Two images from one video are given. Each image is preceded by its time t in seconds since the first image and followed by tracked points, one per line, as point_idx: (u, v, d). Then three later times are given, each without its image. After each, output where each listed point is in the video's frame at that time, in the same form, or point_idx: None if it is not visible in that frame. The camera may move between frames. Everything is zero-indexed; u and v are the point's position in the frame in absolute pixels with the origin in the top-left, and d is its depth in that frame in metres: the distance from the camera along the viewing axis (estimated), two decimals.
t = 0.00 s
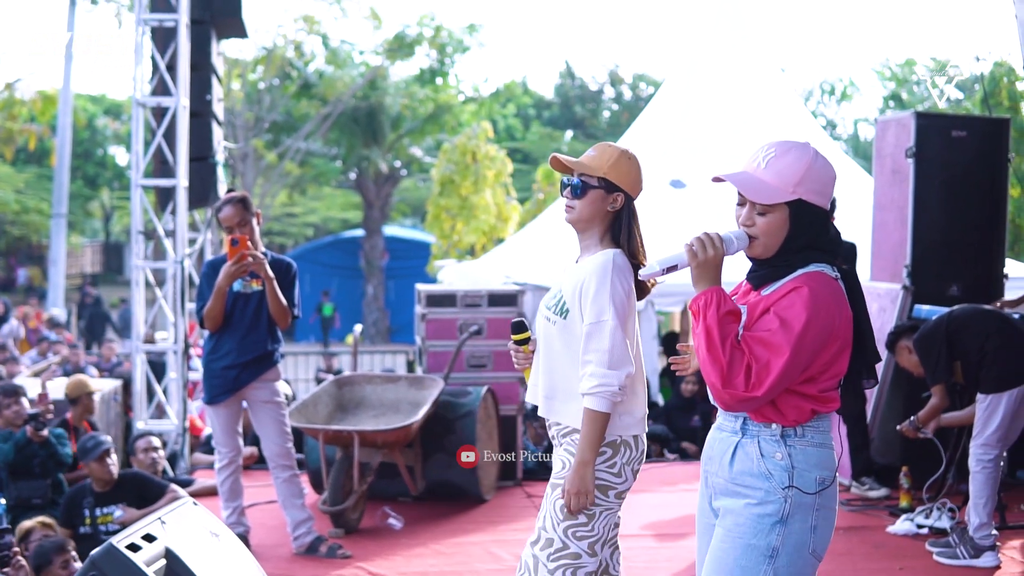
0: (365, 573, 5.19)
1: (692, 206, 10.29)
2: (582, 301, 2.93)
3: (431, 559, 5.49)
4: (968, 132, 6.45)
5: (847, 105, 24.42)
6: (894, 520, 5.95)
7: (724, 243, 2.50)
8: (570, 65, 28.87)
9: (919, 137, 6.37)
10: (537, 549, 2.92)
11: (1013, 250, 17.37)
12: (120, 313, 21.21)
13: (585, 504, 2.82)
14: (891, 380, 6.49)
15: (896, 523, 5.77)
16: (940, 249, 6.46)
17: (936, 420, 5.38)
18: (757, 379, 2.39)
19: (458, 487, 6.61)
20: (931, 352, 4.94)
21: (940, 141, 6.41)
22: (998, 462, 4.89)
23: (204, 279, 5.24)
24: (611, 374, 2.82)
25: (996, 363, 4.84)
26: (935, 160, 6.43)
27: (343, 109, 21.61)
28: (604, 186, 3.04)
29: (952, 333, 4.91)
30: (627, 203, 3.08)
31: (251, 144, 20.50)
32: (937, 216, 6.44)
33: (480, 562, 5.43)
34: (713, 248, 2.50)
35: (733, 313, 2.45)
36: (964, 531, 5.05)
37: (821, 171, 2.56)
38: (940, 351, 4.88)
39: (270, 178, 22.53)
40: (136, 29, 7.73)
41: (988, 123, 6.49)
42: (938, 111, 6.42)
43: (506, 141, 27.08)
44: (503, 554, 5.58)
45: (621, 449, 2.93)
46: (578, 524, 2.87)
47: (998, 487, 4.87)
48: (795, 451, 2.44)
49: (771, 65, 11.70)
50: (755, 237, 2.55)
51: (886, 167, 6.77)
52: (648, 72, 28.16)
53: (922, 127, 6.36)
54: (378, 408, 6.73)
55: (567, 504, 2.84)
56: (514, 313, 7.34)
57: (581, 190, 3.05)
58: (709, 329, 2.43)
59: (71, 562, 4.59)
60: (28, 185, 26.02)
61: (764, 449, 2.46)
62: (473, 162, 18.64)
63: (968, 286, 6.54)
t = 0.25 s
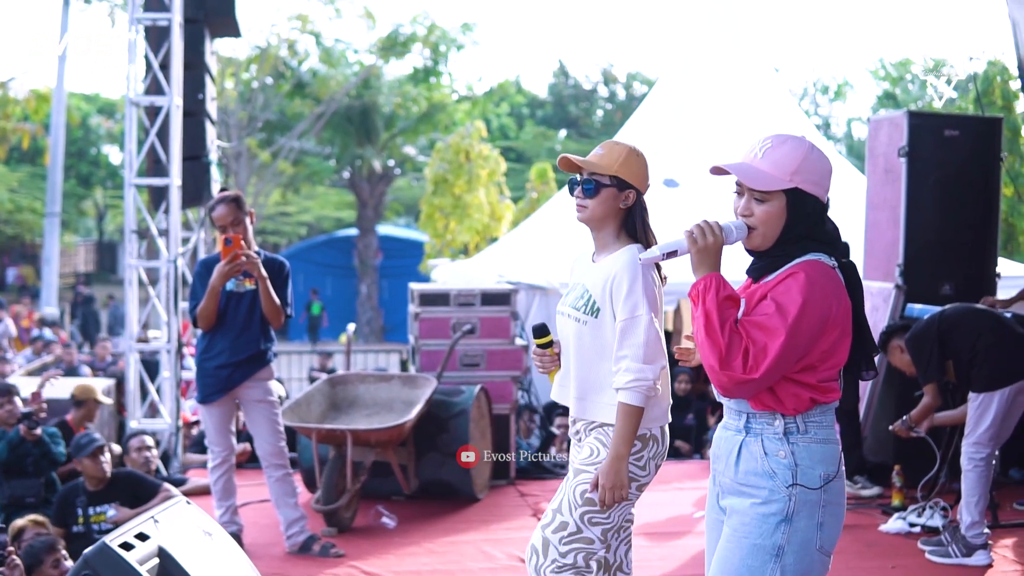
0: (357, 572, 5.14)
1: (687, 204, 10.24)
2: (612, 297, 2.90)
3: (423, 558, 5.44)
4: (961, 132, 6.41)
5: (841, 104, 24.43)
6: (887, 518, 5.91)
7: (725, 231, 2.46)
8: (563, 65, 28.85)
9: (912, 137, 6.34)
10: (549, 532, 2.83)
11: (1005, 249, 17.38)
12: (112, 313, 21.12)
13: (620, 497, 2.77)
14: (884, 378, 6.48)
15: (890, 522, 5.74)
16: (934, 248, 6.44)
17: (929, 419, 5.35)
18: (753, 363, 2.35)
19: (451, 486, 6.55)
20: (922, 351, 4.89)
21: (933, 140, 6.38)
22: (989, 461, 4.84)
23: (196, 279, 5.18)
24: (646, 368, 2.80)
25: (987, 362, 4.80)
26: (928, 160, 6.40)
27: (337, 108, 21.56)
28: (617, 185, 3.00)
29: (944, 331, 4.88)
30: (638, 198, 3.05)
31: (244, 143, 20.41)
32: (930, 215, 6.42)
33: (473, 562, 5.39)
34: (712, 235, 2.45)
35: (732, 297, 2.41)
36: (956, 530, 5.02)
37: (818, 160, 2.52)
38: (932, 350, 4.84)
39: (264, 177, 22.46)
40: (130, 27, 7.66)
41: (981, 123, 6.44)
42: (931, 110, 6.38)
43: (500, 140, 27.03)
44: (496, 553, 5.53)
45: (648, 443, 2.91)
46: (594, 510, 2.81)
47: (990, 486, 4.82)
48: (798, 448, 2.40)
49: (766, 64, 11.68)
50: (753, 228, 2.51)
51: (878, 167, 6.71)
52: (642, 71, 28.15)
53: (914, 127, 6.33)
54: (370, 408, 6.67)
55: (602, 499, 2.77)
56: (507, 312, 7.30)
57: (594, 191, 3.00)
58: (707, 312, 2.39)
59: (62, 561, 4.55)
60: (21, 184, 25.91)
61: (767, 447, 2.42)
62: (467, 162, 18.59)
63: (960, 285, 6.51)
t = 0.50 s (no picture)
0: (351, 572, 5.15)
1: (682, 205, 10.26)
2: (639, 297, 2.94)
3: (417, 558, 5.45)
4: (955, 132, 6.44)
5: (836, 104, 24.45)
6: (881, 519, 5.94)
7: (730, 231, 2.51)
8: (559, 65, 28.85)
9: (906, 137, 6.35)
10: (633, 560, 2.94)
11: (1000, 250, 17.41)
12: (107, 313, 21.09)
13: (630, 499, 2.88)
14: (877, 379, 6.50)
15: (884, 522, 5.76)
16: (928, 249, 6.45)
17: (924, 419, 5.37)
18: (757, 357, 2.36)
19: (445, 486, 6.56)
20: (917, 351, 4.93)
21: (927, 140, 6.40)
22: (984, 461, 4.85)
23: (191, 279, 5.18)
24: (660, 372, 2.85)
25: (981, 362, 4.83)
26: (922, 160, 6.42)
27: (332, 108, 21.54)
28: (653, 187, 3.07)
29: (938, 332, 4.90)
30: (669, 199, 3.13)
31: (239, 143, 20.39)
32: (925, 215, 6.43)
33: (467, 562, 5.40)
34: (718, 233, 2.51)
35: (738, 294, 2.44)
36: (950, 531, 5.05)
37: (827, 160, 2.53)
38: (926, 350, 4.88)
39: (259, 177, 22.44)
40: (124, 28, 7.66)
41: (974, 124, 6.48)
42: (925, 111, 6.40)
43: (495, 140, 27.03)
44: (490, 553, 5.55)
45: (676, 445, 3.04)
46: (659, 524, 2.97)
47: (984, 486, 4.83)
48: (808, 456, 2.40)
49: (760, 64, 11.70)
50: (761, 227, 2.53)
51: (873, 167, 6.72)
52: (637, 71, 28.17)
53: (909, 127, 6.34)
54: (365, 408, 6.68)
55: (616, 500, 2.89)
56: (501, 312, 7.33)
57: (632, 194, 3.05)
58: (712, 308, 2.42)
59: (57, 562, 4.55)
60: (16, 185, 25.88)
61: (778, 456, 2.43)
62: (461, 162, 18.59)
63: (954, 285, 6.54)
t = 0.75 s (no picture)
0: (344, 571, 5.16)
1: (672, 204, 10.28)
2: (704, 293, 2.99)
3: (409, 557, 5.46)
4: (947, 131, 6.48)
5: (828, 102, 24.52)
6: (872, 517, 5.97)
7: (759, 224, 2.45)
8: (551, 64, 28.88)
9: (898, 136, 6.38)
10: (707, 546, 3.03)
11: (991, 248, 17.50)
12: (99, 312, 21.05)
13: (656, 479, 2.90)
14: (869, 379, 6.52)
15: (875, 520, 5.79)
16: (920, 247, 6.48)
17: (915, 418, 5.40)
18: (798, 354, 2.29)
19: (437, 485, 6.58)
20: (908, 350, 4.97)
21: (919, 138, 6.43)
22: (975, 459, 4.86)
23: (184, 278, 5.18)
24: (728, 365, 2.92)
25: (971, 361, 4.85)
26: (914, 159, 6.44)
27: (325, 107, 21.53)
28: (702, 184, 3.10)
29: (929, 330, 4.94)
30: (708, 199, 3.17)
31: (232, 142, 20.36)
32: (917, 214, 6.46)
33: (459, 560, 5.41)
34: (748, 226, 2.45)
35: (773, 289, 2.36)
36: (941, 530, 5.08)
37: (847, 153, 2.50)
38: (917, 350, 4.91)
39: (251, 176, 22.41)
40: (117, 26, 7.64)
41: (965, 123, 6.52)
42: (916, 110, 6.43)
43: (487, 139, 27.06)
44: (482, 552, 5.56)
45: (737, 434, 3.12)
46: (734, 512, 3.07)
47: (976, 484, 4.84)
48: (839, 448, 2.34)
49: (752, 64, 11.73)
50: (785, 220, 2.48)
51: (864, 166, 6.74)
52: (629, 70, 28.20)
53: (900, 126, 6.37)
54: (357, 407, 6.68)
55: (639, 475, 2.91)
56: (493, 311, 7.34)
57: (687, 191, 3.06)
58: (750, 305, 2.33)
59: (53, 558, 4.55)
60: (8, 183, 25.82)
61: (807, 450, 2.35)
62: (454, 161, 18.60)
63: (946, 283, 6.57)
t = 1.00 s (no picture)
0: (335, 572, 5.16)
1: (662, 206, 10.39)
2: (728, 294, 3.06)
3: (400, 558, 5.47)
4: (937, 133, 6.52)
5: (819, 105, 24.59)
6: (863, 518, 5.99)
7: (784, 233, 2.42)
8: (542, 65, 28.92)
9: (888, 138, 6.42)
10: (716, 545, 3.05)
11: (982, 250, 17.57)
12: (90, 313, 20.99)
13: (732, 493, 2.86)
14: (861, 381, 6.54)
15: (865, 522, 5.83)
16: (911, 248, 6.51)
17: (906, 420, 5.43)
18: (830, 368, 2.28)
19: (428, 487, 6.58)
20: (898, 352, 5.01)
21: (910, 140, 6.48)
22: (965, 461, 4.89)
23: (174, 279, 5.18)
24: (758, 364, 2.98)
25: (961, 363, 4.87)
26: (904, 160, 6.48)
27: (316, 108, 21.52)
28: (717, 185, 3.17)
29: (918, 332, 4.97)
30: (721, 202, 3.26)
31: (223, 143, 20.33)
32: (908, 215, 6.49)
33: (449, 562, 5.42)
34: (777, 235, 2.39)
35: (804, 303, 2.34)
36: (931, 531, 5.11)
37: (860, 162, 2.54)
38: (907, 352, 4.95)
39: (242, 177, 22.37)
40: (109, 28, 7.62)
41: (954, 125, 6.56)
42: (906, 112, 6.47)
43: (478, 140, 27.08)
44: (474, 553, 5.57)
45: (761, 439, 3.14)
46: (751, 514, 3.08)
47: (966, 485, 4.87)
48: (853, 450, 2.33)
49: (742, 66, 11.77)
50: (805, 227, 2.49)
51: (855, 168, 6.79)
52: (621, 72, 28.22)
53: (891, 128, 6.42)
54: (348, 408, 6.68)
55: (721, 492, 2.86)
56: (485, 312, 7.36)
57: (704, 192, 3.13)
58: (784, 319, 2.31)
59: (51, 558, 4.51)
60: None
61: (821, 451, 2.34)
62: (445, 162, 18.61)
63: (936, 285, 6.60)
